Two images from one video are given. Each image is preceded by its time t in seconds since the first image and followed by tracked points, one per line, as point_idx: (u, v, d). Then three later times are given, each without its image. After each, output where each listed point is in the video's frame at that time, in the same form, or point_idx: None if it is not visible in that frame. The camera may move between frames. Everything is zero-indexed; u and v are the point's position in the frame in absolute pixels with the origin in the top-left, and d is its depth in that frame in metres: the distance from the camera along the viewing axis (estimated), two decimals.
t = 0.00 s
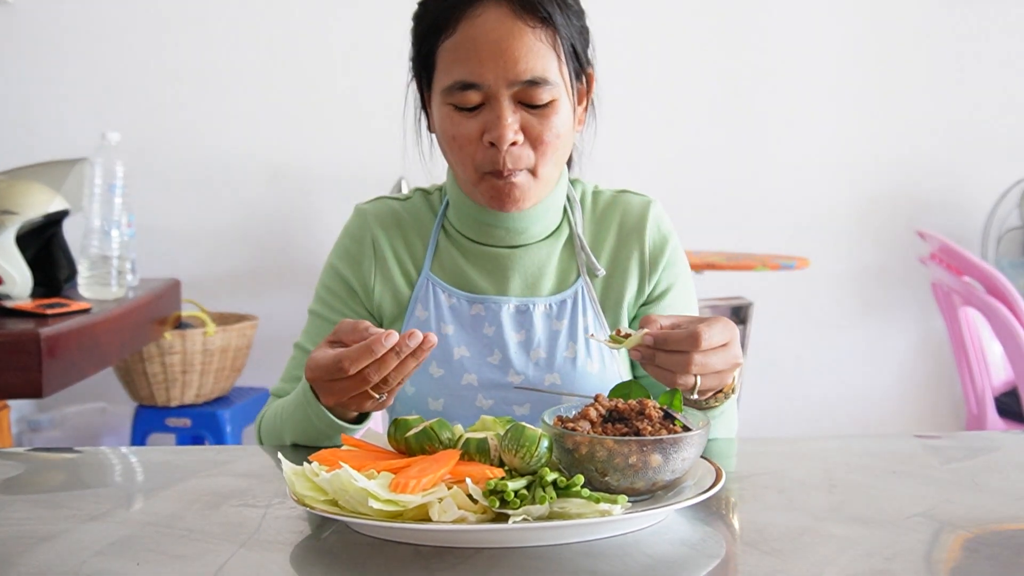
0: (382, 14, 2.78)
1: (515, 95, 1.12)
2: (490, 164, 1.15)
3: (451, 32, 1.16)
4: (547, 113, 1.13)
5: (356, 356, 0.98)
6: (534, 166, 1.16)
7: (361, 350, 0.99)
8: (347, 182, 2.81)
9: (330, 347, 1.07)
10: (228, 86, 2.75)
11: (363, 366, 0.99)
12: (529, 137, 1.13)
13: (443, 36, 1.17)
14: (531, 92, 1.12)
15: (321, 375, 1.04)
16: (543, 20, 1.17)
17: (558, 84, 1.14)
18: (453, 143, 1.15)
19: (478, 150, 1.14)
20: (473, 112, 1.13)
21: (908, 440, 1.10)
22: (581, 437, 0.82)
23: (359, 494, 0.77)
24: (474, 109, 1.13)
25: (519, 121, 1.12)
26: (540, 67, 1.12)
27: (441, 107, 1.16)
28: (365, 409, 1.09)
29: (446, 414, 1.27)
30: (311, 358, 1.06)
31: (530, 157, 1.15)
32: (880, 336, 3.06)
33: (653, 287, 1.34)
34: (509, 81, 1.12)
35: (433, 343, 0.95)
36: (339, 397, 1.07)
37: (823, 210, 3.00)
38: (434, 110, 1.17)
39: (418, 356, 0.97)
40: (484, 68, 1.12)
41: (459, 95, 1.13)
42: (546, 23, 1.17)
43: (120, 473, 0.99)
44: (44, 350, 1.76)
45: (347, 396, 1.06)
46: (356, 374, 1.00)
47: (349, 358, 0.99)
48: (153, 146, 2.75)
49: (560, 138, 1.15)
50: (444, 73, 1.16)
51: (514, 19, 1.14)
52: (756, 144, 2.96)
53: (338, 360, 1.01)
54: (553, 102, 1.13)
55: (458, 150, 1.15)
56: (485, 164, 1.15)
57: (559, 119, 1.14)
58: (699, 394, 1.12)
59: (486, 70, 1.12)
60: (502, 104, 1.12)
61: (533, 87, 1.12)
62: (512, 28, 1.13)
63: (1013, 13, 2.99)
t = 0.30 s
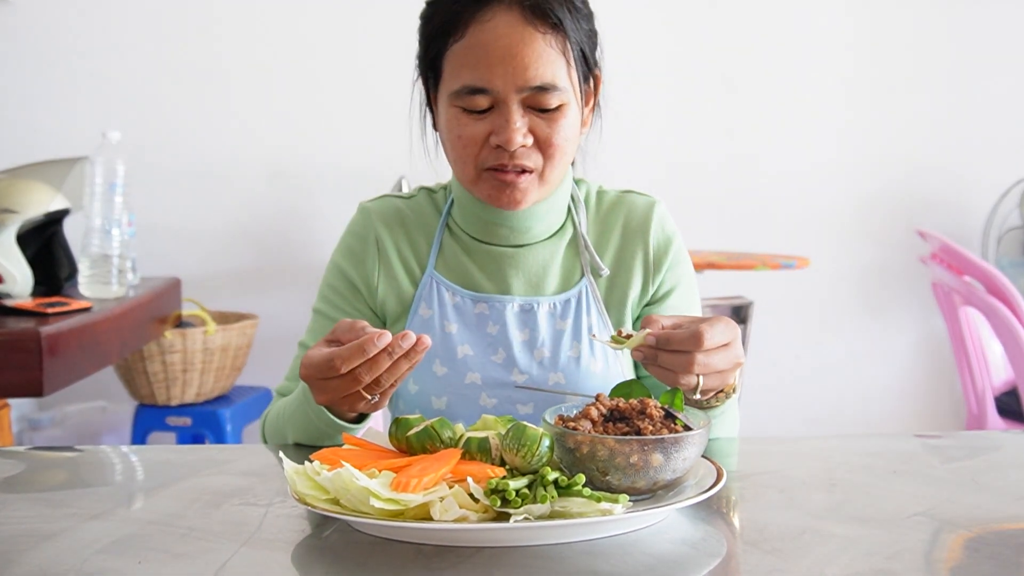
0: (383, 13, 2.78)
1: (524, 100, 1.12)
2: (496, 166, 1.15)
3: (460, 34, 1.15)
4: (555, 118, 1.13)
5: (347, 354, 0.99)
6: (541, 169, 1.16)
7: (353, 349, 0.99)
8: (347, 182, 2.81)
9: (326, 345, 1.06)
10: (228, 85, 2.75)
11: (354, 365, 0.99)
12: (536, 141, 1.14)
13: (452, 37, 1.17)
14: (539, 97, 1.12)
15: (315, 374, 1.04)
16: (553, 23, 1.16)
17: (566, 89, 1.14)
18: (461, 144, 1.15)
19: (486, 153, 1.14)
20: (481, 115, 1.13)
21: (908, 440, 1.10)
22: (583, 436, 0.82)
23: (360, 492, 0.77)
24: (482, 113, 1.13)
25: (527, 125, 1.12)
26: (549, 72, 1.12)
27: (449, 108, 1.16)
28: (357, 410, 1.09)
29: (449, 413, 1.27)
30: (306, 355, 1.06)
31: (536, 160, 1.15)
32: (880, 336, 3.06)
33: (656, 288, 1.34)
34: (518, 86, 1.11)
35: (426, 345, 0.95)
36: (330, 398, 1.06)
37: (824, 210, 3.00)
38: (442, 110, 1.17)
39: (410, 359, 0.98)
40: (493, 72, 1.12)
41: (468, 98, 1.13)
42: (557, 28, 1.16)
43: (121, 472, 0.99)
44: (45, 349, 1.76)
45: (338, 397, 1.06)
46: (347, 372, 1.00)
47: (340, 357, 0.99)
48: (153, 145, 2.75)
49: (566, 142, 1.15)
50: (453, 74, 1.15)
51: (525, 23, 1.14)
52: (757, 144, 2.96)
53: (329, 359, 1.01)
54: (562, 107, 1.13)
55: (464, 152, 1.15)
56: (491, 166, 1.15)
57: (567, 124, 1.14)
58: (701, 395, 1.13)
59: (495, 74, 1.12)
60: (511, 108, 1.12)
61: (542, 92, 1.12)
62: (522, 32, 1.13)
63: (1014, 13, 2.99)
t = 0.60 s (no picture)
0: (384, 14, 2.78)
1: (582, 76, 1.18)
2: (557, 144, 1.18)
3: (510, 20, 1.20)
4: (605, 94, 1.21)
5: (347, 350, 0.99)
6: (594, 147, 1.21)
7: (353, 345, 0.99)
8: (348, 182, 2.81)
9: (328, 342, 1.06)
10: (229, 85, 2.75)
11: (355, 361, 0.99)
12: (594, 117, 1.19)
13: (500, 24, 1.20)
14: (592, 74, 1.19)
15: (316, 370, 1.04)
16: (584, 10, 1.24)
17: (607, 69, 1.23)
18: (525, 124, 1.18)
19: (551, 131, 1.18)
20: (543, 93, 1.18)
21: (910, 439, 1.10)
22: (584, 435, 0.82)
23: (361, 492, 0.77)
24: (541, 92, 1.18)
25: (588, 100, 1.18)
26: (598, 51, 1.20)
27: (508, 91, 1.19)
28: (358, 407, 1.09)
29: (448, 412, 1.27)
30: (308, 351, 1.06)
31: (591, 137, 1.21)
32: (882, 335, 3.06)
33: (655, 284, 1.34)
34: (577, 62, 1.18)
35: (427, 342, 0.95)
36: (332, 395, 1.06)
37: (824, 210, 3.00)
38: (499, 95, 1.20)
39: (410, 356, 0.98)
40: (554, 51, 1.18)
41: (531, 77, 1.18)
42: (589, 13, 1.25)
43: (122, 471, 0.99)
44: (47, 349, 1.76)
45: (342, 393, 1.06)
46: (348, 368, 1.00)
47: (340, 353, 0.99)
48: (154, 145, 2.75)
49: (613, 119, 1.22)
50: (509, 58, 1.20)
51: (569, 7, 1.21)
52: (759, 144, 2.96)
53: (329, 354, 1.01)
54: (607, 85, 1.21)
55: (527, 132, 1.18)
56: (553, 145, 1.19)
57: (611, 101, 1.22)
58: (700, 395, 1.13)
59: (557, 52, 1.18)
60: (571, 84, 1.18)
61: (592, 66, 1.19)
62: (570, 14, 1.20)
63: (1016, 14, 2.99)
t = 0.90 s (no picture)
0: (385, 14, 2.78)
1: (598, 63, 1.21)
2: (590, 133, 1.18)
3: (529, 8, 1.20)
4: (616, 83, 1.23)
5: (350, 349, 0.99)
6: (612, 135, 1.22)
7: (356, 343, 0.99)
8: (349, 182, 2.81)
9: (332, 340, 1.06)
10: (230, 86, 2.75)
11: (357, 360, 0.99)
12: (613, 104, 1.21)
13: (519, 13, 1.20)
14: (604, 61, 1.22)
15: (318, 368, 1.04)
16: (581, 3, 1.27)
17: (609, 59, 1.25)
18: (557, 109, 1.17)
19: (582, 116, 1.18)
20: (569, 79, 1.19)
21: (911, 440, 1.10)
22: (586, 436, 0.82)
23: (363, 493, 0.77)
24: (567, 79, 1.19)
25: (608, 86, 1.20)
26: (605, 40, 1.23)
27: (534, 77, 1.18)
28: (359, 407, 1.09)
29: (450, 412, 1.27)
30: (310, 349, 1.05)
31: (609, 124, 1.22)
32: (883, 336, 3.06)
33: (656, 283, 1.34)
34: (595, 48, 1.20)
35: (429, 341, 0.96)
36: (335, 394, 1.06)
37: (825, 211, 3.00)
38: (525, 82, 1.19)
39: (412, 355, 0.98)
40: (575, 37, 1.19)
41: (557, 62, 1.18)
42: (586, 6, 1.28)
43: (124, 472, 0.99)
44: (48, 349, 1.76)
45: (344, 393, 1.06)
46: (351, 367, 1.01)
47: (342, 352, 0.99)
48: (155, 146, 2.75)
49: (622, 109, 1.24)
50: (531, 44, 1.19)
51: None
52: (759, 145, 2.96)
53: (331, 353, 1.01)
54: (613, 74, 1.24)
55: (559, 117, 1.17)
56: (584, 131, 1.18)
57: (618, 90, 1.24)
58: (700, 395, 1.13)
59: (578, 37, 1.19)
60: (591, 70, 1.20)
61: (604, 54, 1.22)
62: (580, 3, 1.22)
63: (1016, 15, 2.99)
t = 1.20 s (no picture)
0: (385, 14, 2.78)
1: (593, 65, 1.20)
2: (572, 131, 1.17)
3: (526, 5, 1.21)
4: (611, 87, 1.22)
5: (352, 346, 0.99)
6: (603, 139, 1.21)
7: (357, 341, 0.99)
8: (350, 182, 2.81)
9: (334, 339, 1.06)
10: (231, 86, 2.75)
11: (358, 358, 0.99)
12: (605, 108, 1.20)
13: (516, 11, 1.21)
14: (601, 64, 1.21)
15: (318, 367, 1.04)
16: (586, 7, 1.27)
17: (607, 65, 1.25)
18: (544, 106, 1.17)
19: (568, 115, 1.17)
20: (560, 77, 1.19)
21: (911, 441, 1.10)
22: (587, 437, 0.82)
23: (364, 493, 0.77)
24: (559, 79, 1.19)
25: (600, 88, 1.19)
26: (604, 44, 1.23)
27: (525, 73, 1.19)
28: (359, 406, 1.09)
29: (450, 410, 1.27)
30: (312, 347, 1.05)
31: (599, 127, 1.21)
32: (884, 336, 3.06)
33: (655, 284, 1.34)
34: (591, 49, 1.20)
35: (429, 341, 0.96)
36: (332, 392, 1.06)
37: (826, 212, 3.00)
38: (516, 78, 1.19)
39: (413, 354, 0.98)
40: (570, 37, 1.19)
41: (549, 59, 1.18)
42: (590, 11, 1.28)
43: (125, 472, 0.99)
44: (49, 349, 1.76)
45: (341, 391, 1.06)
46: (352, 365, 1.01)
47: (343, 349, 0.99)
48: (156, 145, 2.75)
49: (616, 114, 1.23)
50: (525, 40, 1.20)
51: None
52: (760, 146, 2.96)
53: (331, 351, 1.01)
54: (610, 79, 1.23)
55: (546, 114, 1.17)
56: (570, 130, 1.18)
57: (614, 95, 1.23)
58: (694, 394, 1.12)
59: (573, 37, 1.19)
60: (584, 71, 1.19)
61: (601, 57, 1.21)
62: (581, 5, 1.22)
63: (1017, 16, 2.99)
